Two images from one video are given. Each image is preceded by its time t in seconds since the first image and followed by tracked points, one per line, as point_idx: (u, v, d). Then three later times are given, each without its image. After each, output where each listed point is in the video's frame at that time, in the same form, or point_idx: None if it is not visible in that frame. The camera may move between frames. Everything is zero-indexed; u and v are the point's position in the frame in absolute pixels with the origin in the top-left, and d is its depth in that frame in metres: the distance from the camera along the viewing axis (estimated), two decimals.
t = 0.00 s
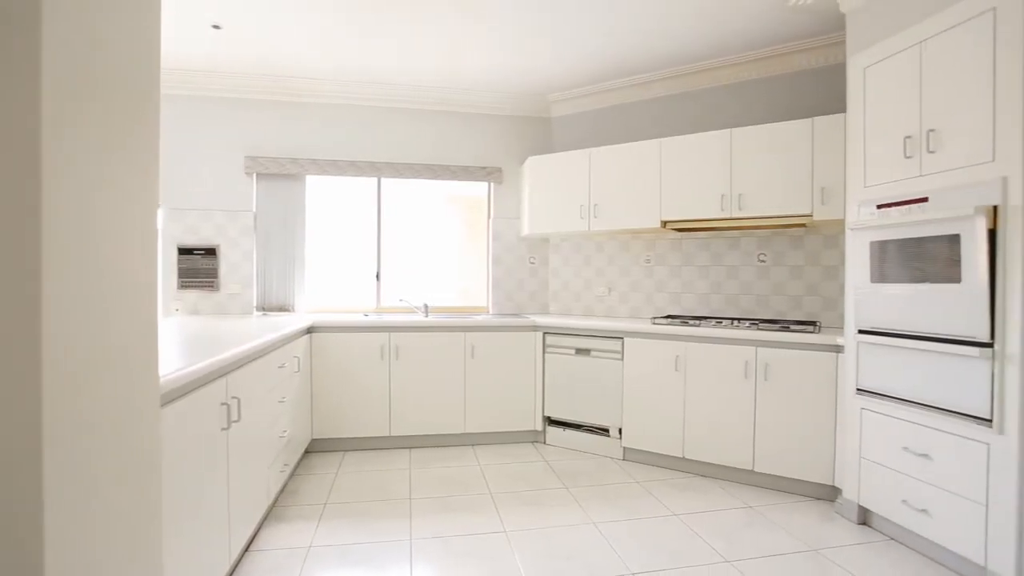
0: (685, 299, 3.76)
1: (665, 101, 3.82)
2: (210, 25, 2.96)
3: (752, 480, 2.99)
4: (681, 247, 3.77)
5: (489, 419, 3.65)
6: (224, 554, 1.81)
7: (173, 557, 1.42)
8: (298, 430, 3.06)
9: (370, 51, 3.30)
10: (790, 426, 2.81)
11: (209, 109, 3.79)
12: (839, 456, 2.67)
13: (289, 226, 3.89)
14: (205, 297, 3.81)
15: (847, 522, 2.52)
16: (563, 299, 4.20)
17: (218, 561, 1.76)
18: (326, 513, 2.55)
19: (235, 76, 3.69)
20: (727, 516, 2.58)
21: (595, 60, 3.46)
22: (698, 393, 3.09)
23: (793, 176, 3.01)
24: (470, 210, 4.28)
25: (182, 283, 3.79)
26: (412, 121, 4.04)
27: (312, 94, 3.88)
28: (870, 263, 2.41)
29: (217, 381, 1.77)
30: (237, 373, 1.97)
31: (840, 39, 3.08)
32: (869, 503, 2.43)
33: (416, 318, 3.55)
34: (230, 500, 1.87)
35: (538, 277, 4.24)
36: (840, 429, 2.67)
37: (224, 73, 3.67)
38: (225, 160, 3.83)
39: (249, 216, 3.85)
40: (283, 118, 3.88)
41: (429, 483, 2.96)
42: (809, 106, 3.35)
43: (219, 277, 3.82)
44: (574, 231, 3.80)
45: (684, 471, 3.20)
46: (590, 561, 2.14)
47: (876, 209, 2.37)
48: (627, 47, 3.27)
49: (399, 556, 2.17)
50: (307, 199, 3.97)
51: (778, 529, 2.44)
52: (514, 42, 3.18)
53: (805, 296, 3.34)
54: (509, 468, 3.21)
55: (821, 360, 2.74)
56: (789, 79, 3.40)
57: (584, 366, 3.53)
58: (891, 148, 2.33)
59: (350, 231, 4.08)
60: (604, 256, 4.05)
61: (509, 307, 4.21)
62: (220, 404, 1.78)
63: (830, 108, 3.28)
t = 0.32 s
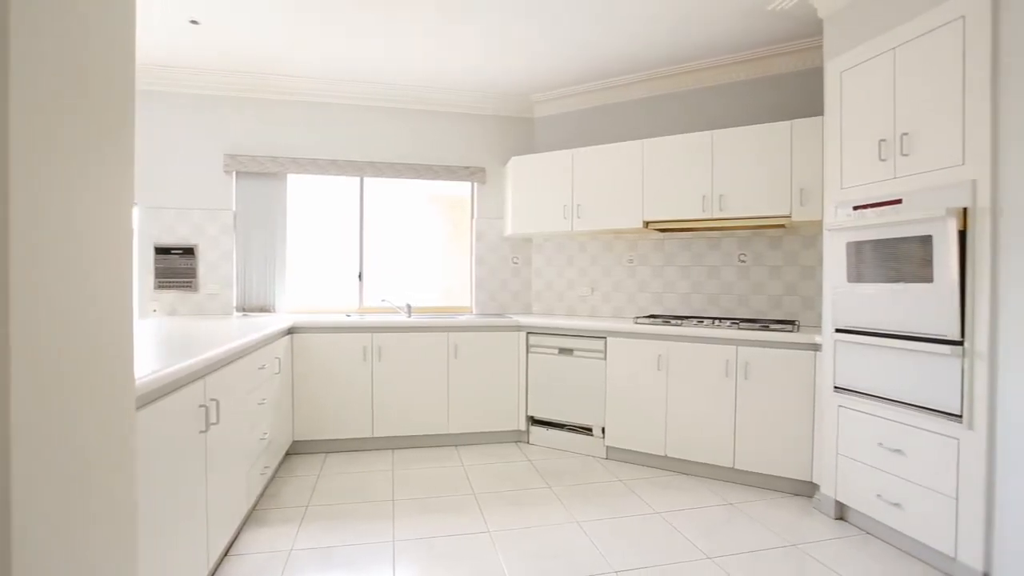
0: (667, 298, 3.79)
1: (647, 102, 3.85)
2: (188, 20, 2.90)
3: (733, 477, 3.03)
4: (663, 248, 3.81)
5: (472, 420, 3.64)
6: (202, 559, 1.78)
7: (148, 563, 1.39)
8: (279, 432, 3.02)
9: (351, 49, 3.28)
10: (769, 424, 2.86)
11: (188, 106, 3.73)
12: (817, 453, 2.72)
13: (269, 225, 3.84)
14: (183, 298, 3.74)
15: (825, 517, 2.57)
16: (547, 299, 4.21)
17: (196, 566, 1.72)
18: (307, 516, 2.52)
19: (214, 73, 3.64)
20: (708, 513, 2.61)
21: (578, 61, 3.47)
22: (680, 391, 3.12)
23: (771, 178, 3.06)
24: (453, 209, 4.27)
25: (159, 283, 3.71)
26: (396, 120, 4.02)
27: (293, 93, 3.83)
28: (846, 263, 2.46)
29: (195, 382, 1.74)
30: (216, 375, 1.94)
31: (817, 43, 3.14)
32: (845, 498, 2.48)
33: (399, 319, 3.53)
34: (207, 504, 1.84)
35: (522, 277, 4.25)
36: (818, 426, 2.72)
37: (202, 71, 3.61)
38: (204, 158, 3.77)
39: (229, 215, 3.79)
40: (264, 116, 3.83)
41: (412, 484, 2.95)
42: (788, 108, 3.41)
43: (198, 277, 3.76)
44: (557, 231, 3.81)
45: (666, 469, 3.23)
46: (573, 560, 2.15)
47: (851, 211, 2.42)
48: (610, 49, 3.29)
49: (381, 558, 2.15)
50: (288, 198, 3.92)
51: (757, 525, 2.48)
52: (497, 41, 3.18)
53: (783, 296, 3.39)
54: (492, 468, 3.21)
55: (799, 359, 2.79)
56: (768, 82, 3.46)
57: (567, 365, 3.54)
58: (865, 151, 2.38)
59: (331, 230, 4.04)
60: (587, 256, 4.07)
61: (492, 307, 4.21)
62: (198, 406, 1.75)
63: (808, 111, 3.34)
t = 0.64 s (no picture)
0: (655, 298, 3.81)
1: (637, 103, 3.87)
2: (173, 16, 2.86)
3: (721, 475, 3.05)
4: (651, 248, 3.83)
5: (462, 420, 3.63)
6: (188, 562, 1.76)
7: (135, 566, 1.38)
8: (267, 433, 3.00)
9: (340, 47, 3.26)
10: (757, 422, 2.89)
11: (174, 104, 3.68)
12: (804, 451, 2.75)
13: (257, 225, 3.81)
14: (169, 298, 3.70)
15: (811, 514, 2.60)
16: (536, 299, 4.21)
17: (182, 569, 1.70)
18: (295, 517, 2.51)
19: (201, 71, 3.59)
20: (696, 511, 2.63)
21: (568, 61, 3.48)
22: (668, 391, 3.14)
23: (759, 178, 3.09)
24: (443, 209, 4.26)
25: (145, 283, 3.67)
26: (385, 119, 4.01)
27: (281, 91, 3.80)
28: (832, 263, 2.49)
29: (181, 384, 1.73)
30: (203, 376, 1.92)
31: (803, 46, 3.18)
32: (831, 495, 2.51)
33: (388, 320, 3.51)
34: (194, 507, 1.82)
35: (511, 277, 4.25)
36: (805, 424, 2.75)
37: (189, 68, 3.57)
38: (190, 157, 3.72)
39: (215, 215, 3.75)
40: (251, 115, 3.79)
41: (401, 484, 2.94)
42: (775, 110, 3.44)
43: (184, 277, 3.71)
44: (546, 231, 3.82)
45: (655, 468, 3.24)
46: (562, 559, 2.16)
47: (837, 211, 2.45)
48: (600, 49, 3.30)
49: (370, 559, 2.14)
50: (276, 197, 3.89)
51: (745, 523, 2.50)
52: (487, 40, 3.17)
53: (770, 296, 3.43)
54: (482, 469, 3.21)
55: (786, 358, 2.82)
56: (755, 84, 3.50)
57: (557, 365, 3.55)
58: (850, 153, 2.42)
59: (320, 230, 4.01)
60: (577, 256, 4.08)
61: (482, 307, 4.20)
62: (185, 408, 1.74)
63: (795, 113, 3.38)
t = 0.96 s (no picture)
0: (640, 298, 3.84)
1: (621, 104, 3.90)
2: (152, 11, 2.81)
3: (705, 473, 3.08)
4: (636, 248, 3.86)
5: (448, 420, 3.63)
6: (169, 567, 1.73)
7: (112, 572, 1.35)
8: (250, 435, 2.96)
9: (325, 45, 3.23)
10: (741, 420, 2.92)
11: (154, 101, 3.62)
12: (786, 448, 2.79)
13: (239, 224, 3.76)
14: (148, 298, 3.63)
15: (792, 510, 2.64)
16: (522, 299, 4.22)
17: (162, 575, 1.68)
18: (278, 520, 2.48)
19: (182, 68, 3.54)
20: (680, 509, 2.65)
21: (553, 62, 3.49)
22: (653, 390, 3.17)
23: (741, 179, 3.13)
24: (428, 209, 4.24)
25: (124, 283, 3.60)
26: (369, 118, 3.98)
27: (264, 88, 3.76)
28: (812, 263, 2.53)
29: (161, 386, 1.70)
30: (184, 377, 1.89)
31: (784, 49, 3.23)
32: (812, 492, 2.56)
33: (373, 320, 3.48)
34: (174, 512, 1.78)
35: (496, 277, 4.25)
36: (786, 422, 2.79)
37: (169, 65, 3.51)
38: (171, 155, 3.66)
39: (196, 214, 3.69)
40: (233, 112, 3.74)
41: (387, 485, 2.92)
42: (757, 112, 3.48)
43: (164, 277, 3.65)
44: (531, 231, 3.82)
45: (639, 466, 3.26)
46: (549, 559, 2.16)
47: (818, 212, 2.49)
48: (585, 50, 3.31)
49: (355, 562, 2.12)
50: (259, 196, 3.84)
51: (728, 520, 2.53)
52: (472, 39, 3.16)
53: (753, 295, 3.47)
54: (468, 469, 3.20)
55: (768, 357, 2.86)
56: (737, 86, 3.54)
57: (542, 365, 3.56)
58: (831, 155, 2.45)
59: (304, 229, 3.97)
60: (562, 256, 4.09)
61: (467, 307, 4.20)
62: (165, 410, 1.71)
63: (777, 115, 3.42)
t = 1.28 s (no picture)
0: (622, 298, 3.86)
1: (603, 105, 3.92)
2: (126, 5, 2.74)
3: (686, 471, 3.11)
4: (618, 248, 3.88)
5: (431, 420, 3.61)
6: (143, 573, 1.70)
7: None
8: (228, 438, 2.91)
9: (306, 42, 3.19)
10: (721, 418, 2.96)
11: (128, 97, 3.54)
12: (764, 445, 2.84)
13: (217, 223, 3.69)
14: (123, 298, 3.55)
15: (771, 506, 2.69)
16: (504, 299, 4.22)
17: None
18: (258, 524, 2.44)
19: (158, 64, 3.47)
20: (661, 507, 2.68)
21: (536, 62, 3.50)
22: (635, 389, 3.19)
23: (721, 180, 3.17)
24: (410, 209, 4.22)
25: (97, 283, 3.51)
26: (350, 117, 3.95)
27: (243, 85, 3.69)
28: (790, 264, 2.57)
29: (135, 389, 1.66)
30: (159, 379, 1.85)
31: (762, 52, 3.28)
32: (790, 488, 2.60)
33: (354, 320, 3.45)
34: (149, 516, 1.75)
35: (479, 277, 4.24)
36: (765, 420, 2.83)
37: (143, 61, 3.43)
38: (146, 152, 3.58)
39: (173, 212, 3.62)
40: (211, 110, 3.68)
41: (369, 487, 2.90)
42: (736, 115, 3.53)
43: (139, 277, 3.57)
44: (514, 231, 3.83)
45: (622, 465, 3.29)
46: (532, 558, 2.16)
47: (795, 213, 2.53)
48: (568, 51, 3.32)
49: (336, 565, 2.10)
50: (238, 195, 3.78)
51: (708, 517, 2.56)
52: (455, 38, 3.15)
53: (733, 295, 3.52)
54: (451, 469, 3.19)
55: (747, 356, 2.90)
56: (717, 89, 3.58)
57: (525, 365, 3.56)
58: (808, 157, 2.50)
59: (283, 229, 3.92)
60: (545, 256, 4.10)
61: (449, 307, 4.18)
62: (139, 413, 1.67)
63: (755, 118, 3.48)
